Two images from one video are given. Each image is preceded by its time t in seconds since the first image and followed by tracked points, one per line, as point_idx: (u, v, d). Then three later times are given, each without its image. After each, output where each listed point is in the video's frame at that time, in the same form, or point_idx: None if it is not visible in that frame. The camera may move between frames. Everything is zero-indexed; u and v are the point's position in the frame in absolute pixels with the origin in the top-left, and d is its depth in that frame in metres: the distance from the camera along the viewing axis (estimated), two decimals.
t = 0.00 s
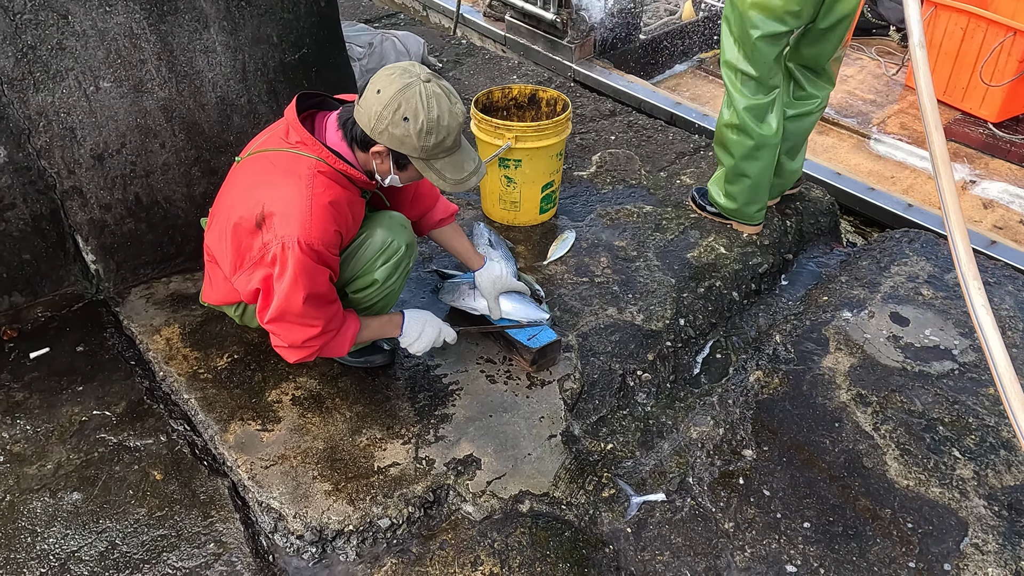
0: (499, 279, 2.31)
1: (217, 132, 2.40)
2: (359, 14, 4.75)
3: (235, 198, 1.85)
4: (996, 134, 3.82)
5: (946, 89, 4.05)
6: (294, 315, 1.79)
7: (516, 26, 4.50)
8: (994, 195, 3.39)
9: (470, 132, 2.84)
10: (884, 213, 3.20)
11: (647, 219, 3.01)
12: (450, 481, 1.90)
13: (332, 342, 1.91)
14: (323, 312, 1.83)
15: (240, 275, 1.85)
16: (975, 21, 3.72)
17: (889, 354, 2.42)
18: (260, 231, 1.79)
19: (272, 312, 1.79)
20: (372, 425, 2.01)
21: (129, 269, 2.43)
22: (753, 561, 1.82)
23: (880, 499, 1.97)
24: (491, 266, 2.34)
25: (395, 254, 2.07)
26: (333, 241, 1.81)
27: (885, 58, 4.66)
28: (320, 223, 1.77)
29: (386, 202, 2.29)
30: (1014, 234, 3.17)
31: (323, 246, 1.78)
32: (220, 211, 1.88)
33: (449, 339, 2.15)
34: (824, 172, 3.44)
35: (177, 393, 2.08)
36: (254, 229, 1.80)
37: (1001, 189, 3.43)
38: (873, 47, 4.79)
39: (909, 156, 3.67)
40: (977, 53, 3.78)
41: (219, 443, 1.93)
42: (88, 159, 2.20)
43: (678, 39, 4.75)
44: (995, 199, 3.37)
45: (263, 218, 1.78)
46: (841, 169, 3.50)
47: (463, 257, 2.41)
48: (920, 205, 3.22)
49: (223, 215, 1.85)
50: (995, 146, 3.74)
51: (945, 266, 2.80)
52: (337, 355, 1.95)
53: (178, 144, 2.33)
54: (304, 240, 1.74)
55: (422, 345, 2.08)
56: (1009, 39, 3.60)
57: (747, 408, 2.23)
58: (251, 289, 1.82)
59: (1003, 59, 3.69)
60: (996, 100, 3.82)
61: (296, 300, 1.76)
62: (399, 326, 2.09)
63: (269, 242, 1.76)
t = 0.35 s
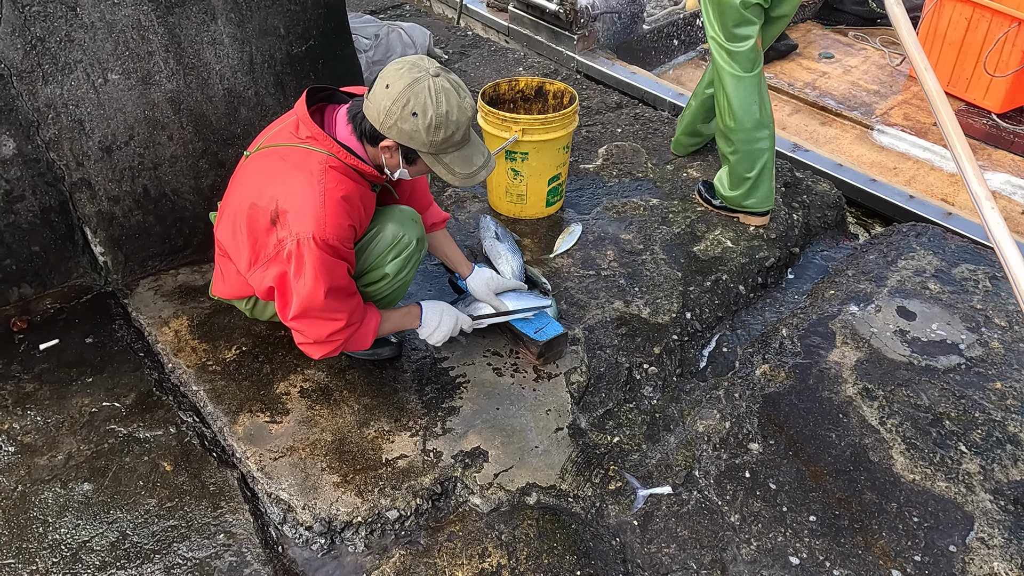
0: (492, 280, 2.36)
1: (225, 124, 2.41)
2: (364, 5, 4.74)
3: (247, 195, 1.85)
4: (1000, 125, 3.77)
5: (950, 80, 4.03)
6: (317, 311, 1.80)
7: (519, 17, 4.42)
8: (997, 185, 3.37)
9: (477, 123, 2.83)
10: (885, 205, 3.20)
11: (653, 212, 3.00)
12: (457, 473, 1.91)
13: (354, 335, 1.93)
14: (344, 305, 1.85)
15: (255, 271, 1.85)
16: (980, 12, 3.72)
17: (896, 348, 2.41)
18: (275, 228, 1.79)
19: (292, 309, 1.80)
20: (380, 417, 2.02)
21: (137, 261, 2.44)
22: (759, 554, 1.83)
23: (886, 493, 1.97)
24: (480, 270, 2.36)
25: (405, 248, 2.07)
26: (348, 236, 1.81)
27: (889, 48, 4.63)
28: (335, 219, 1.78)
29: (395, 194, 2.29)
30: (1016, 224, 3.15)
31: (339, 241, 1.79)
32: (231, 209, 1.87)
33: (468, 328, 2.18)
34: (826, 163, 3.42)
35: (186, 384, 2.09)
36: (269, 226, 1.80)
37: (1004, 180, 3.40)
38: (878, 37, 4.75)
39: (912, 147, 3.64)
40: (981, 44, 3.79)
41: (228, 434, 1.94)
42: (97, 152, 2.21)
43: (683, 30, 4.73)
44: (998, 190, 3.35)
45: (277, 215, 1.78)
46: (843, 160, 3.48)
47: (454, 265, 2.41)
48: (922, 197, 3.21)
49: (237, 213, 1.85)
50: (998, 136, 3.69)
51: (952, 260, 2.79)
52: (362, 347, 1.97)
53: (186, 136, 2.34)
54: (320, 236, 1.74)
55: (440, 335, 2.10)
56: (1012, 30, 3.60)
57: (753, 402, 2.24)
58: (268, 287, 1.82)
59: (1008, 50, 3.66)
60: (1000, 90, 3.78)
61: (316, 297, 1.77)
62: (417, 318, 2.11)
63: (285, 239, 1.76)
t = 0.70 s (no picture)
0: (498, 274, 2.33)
1: (225, 119, 2.41)
2: None
3: (257, 196, 1.84)
4: (1001, 119, 3.76)
5: (951, 74, 4.01)
6: (329, 312, 1.80)
7: (520, 12, 4.46)
8: (995, 180, 3.35)
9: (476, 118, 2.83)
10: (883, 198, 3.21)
11: (653, 207, 3.00)
12: (455, 468, 1.91)
13: (365, 336, 1.94)
14: (355, 307, 1.85)
15: (264, 272, 1.84)
16: (981, 5, 3.69)
17: (895, 345, 2.41)
18: (286, 230, 1.78)
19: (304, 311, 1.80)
20: (378, 412, 2.02)
21: (138, 256, 2.45)
22: (756, 549, 1.84)
23: (883, 489, 1.97)
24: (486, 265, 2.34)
25: (413, 252, 2.08)
26: (360, 237, 1.82)
27: (890, 42, 4.61)
28: (347, 220, 1.78)
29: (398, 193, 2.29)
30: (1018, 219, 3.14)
31: (352, 242, 1.79)
32: (240, 209, 1.86)
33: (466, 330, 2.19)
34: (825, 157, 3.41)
35: (185, 379, 2.10)
36: (280, 227, 1.79)
37: (1004, 174, 3.38)
38: (879, 31, 4.73)
39: (913, 141, 3.62)
40: (982, 38, 3.77)
41: (228, 429, 1.96)
42: (97, 147, 2.21)
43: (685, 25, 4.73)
44: (997, 184, 3.34)
45: (290, 216, 1.77)
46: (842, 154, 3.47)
47: (460, 259, 2.42)
48: (921, 191, 3.20)
49: (246, 213, 1.84)
50: (999, 131, 3.67)
51: (952, 256, 2.79)
52: (371, 349, 1.98)
53: (186, 131, 2.34)
54: (334, 237, 1.74)
55: (440, 337, 2.11)
56: (1012, 25, 3.57)
57: (751, 398, 2.24)
58: (278, 288, 1.81)
59: (1009, 43, 3.64)
60: (1001, 84, 3.77)
61: (329, 299, 1.77)
62: (419, 319, 2.10)
63: (296, 241, 1.76)
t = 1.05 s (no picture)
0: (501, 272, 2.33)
1: (227, 114, 2.42)
2: None
3: (297, 191, 1.81)
4: (1001, 115, 3.75)
5: (953, 70, 4.00)
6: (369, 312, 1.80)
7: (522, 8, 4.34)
8: (996, 176, 3.34)
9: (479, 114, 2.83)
10: (884, 195, 3.20)
11: (656, 203, 3.00)
12: (458, 463, 1.91)
13: (407, 333, 1.95)
14: (398, 306, 1.86)
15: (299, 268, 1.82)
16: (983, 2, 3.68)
17: (898, 341, 2.40)
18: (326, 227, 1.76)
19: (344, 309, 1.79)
20: (381, 408, 2.03)
21: (141, 251, 2.45)
22: (758, 545, 1.84)
23: (886, 485, 1.97)
24: (490, 262, 2.34)
25: (439, 263, 2.13)
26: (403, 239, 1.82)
27: (892, 38, 4.60)
28: (393, 222, 1.78)
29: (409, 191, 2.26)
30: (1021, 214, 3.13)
31: (396, 243, 1.78)
32: (275, 203, 1.83)
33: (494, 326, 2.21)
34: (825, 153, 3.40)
35: (189, 374, 2.10)
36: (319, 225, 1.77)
37: (1005, 170, 3.37)
38: (880, 27, 4.72)
39: (914, 138, 3.61)
40: (983, 34, 3.76)
41: (230, 424, 1.96)
42: (100, 142, 2.21)
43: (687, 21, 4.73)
44: (998, 180, 3.33)
45: (332, 214, 1.75)
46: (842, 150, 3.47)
47: (464, 253, 2.43)
48: (921, 187, 3.20)
49: (284, 208, 1.82)
50: (1000, 127, 3.66)
51: (956, 252, 2.78)
52: (412, 346, 1.99)
53: (189, 126, 2.34)
54: (380, 238, 1.73)
55: (473, 335, 2.14)
56: (1014, 21, 3.56)
57: (754, 394, 2.24)
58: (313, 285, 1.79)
59: (1010, 39, 3.64)
60: (1002, 81, 3.78)
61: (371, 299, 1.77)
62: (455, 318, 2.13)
63: (338, 239, 1.74)
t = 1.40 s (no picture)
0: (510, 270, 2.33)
1: (236, 112, 2.43)
2: None
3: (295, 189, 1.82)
4: (1005, 114, 3.74)
5: (957, 69, 3.99)
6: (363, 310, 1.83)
7: (526, 8, 4.29)
8: (1000, 175, 3.34)
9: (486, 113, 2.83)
10: (886, 194, 3.20)
11: (663, 202, 3.00)
12: (466, 460, 1.93)
13: (368, 330, 1.94)
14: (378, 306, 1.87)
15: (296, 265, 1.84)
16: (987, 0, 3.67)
17: (904, 339, 2.40)
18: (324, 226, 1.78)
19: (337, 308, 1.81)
20: (389, 405, 2.04)
21: (150, 248, 2.46)
22: (765, 542, 1.85)
23: (893, 483, 1.97)
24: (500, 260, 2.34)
25: (439, 251, 2.12)
26: (399, 238, 1.83)
27: (898, 36, 4.59)
28: (390, 222, 1.79)
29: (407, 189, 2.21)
30: None
31: (389, 244, 1.80)
32: (275, 201, 1.85)
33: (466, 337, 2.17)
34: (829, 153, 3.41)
35: (198, 370, 2.12)
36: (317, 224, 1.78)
37: (1009, 169, 3.36)
38: (885, 25, 4.71)
39: (918, 137, 3.61)
40: (987, 33, 3.76)
41: (240, 420, 1.97)
42: (110, 140, 2.23)
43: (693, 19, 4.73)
44: (1001, 179, 3.33)
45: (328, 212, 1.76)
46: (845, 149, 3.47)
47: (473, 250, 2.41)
48: (924, 186, 3.19)
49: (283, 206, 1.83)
50: (1004, 126, 3.65)
51: (962, 252, 2.78)
52: (369, 343, 1.99)
53: (198, 124, 2.36)
54: (374, 239, 1.75)
55: (439, 341, 2.12)
56: (1018, 19, 3.55)
57: (761, 392, 2.24)
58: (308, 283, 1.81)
59: (1015, 38, 3.63)
60: (1005, 79, 3.77)
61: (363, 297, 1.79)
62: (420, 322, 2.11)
63: (334, 238, 1.75)
